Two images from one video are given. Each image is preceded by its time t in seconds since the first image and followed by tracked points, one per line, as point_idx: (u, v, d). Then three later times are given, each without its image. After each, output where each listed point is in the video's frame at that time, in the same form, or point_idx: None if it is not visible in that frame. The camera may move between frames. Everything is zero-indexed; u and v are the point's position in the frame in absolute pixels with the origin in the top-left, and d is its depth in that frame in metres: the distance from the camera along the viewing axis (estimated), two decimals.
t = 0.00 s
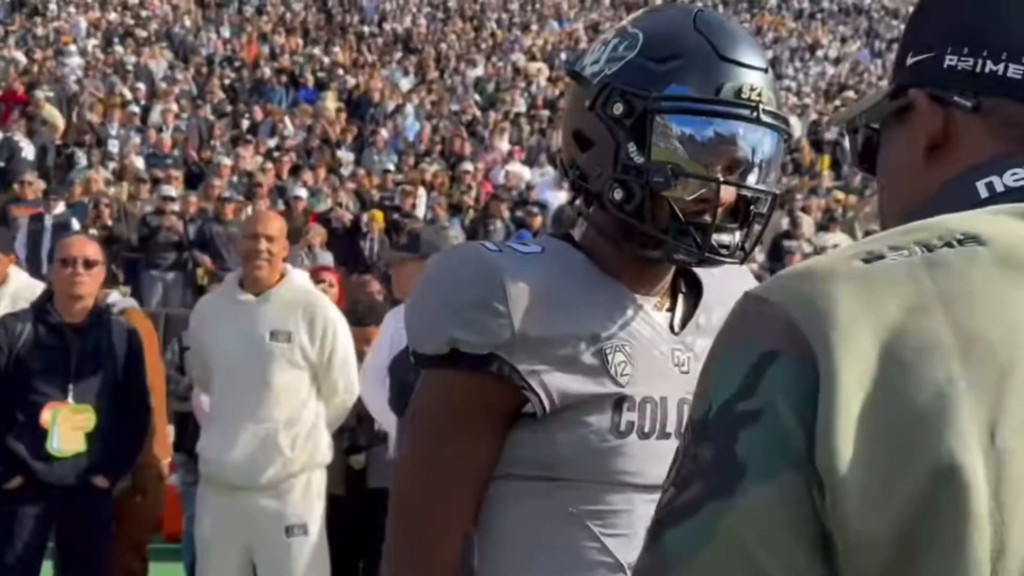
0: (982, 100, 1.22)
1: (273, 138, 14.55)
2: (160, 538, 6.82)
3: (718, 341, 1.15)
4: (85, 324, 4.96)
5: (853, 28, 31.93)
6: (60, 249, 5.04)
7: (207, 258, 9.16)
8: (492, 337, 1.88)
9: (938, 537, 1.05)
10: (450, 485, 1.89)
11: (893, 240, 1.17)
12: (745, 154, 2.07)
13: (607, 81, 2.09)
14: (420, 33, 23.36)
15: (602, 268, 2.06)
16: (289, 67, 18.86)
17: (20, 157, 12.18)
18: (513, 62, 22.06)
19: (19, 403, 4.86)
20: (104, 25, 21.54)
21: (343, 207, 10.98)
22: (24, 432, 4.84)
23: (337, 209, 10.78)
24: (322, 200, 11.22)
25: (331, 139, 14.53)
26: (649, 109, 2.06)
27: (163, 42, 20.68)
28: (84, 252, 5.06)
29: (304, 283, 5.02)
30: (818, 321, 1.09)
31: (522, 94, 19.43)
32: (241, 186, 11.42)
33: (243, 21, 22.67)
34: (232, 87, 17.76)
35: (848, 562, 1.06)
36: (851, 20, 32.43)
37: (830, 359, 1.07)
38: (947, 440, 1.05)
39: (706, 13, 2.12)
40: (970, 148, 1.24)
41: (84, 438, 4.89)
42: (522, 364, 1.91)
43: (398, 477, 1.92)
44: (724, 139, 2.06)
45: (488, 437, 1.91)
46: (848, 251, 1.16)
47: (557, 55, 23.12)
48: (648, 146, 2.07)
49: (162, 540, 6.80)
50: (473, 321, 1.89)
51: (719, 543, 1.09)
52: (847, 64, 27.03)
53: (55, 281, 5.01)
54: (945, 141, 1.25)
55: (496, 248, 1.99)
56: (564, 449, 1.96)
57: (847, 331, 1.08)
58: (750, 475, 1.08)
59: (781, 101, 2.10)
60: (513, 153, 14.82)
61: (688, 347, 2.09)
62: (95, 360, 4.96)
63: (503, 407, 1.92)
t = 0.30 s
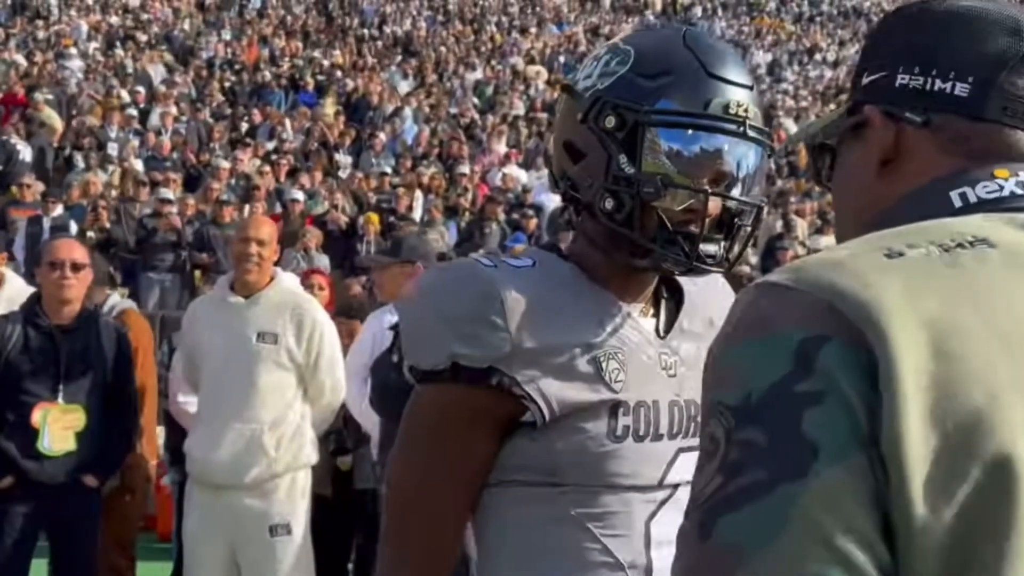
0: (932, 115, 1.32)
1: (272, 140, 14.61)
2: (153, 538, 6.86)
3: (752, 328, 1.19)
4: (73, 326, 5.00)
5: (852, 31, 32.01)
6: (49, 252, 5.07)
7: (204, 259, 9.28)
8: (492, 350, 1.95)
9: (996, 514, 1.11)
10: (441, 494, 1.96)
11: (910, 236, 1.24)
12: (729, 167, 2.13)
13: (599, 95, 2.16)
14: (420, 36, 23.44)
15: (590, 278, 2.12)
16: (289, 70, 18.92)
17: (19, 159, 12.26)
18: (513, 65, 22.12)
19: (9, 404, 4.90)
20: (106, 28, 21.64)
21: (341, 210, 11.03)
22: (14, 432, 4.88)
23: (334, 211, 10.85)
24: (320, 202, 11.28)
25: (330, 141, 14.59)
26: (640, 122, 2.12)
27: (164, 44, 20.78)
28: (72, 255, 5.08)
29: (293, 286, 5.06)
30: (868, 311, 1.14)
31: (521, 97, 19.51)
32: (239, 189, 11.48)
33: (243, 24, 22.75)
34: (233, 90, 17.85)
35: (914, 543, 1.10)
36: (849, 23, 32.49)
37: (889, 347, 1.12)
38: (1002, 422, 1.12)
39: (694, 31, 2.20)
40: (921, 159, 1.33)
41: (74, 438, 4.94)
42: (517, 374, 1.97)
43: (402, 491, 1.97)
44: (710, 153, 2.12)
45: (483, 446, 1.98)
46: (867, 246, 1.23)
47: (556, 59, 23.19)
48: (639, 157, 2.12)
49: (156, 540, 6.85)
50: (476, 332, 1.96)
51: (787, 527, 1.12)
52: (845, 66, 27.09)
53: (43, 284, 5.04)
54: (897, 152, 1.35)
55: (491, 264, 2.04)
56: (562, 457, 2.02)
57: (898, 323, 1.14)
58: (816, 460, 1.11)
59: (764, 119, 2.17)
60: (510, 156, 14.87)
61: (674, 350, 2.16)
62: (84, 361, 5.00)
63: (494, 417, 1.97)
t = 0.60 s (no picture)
0: (903, 117, 1.41)
1: (265, 141, 14.61)
2: (144, 535, 6.88)
3: (763, 320, 1.26)
4: (66, 326, 5.03)
5: (843, 32, 32.13)
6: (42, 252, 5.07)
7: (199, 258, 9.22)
8: (480, 346, 2.03)
9: (988, 497, 1.21)
10: (437, 484, 2.08)
11: (904, 234, 1.33)
12: (720, 168, 2.16)
13: (596, 95, 2.20)
14: (413, 35, 23.43)
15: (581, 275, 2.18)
16: (282, 70, 18.91)
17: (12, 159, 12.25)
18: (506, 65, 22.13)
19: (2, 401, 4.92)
20: (98, 28, 21.60)
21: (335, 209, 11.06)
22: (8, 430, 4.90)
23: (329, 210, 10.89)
24: (313, 202, 11.31)
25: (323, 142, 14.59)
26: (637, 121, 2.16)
27: (157, 44, 20.74)
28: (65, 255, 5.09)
29: (287, 287, 5.08)
30: (876, 308, 1.23)
31: (514, 97, 19.55)
32: (232, 189, 11.50)
33: (237, 24, 22.72)
34: (226, 90, 17.84)
35: (919, 523, 1.20)
36: (841, 25, 32.60)
37: (898, 342, 1.21)
38: (999, 412, 1.21)
39: (693, 39, 2.25)
40: (890, 159, 1.43)
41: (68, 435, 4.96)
42: (505, 369, 2.04)
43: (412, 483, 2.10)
44: (701, 156, 2.15)
45: (482, 437, 2.07)
46: (866, 243, 1.32)
47: (549, 60, 23.22)
48: (633, 155, 2.16)
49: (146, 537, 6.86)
50: (473, 329, 2.04)
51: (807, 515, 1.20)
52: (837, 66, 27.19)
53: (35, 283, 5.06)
54: (867, 152, 1.45)
55: (478, 266, 2.14)
56: (551, 445, 2.09)
57: (907, 318, 1.23)
58: (833, 449, 1.19)
59: (756, 126, 2.21)
60: (503, 156, 14.92)
61: (667, 343, 2.22)
62: (76, 361, 5.03)
63: (488, 410, 2.06)
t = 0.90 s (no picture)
0: (888, 119, 1.48)
1: (255, 140, 14.60)
2: (138, 533, 6.89)
3: (729, 329, 1.32)
4: (62, 325, 5.05)
5: (830, 32, 32.33)
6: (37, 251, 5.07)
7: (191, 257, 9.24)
8: (485, 346, 2.11)
9: (931, 508, 1.26)
10: (455, 481, 2.15)
11: (872, 245, 1.37)
12: (719, 179, 2.21)
13: (598, 110, 2.25)
14: (403, 34, 23.43)
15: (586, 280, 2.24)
16: (271, 70, 18.89)
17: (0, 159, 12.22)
18: (495, 65, 22.16)
19: None
20: (87, 27, 21.53)
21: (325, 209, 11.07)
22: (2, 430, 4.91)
23: (319, 210, 10.91)
24: (303, 202, 11.33)
25: (313, 141, 14.59)
26: (636, 135, 2.19)
27: (145, 43, 20.67)
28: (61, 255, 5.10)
29: (283, 287, 5.09)
30: (832, 322, 1.28)
31: (503, 97, 19.61)
32: (223, 189, 11.50)
33: (226, 23, 22.68)
34: (215, 90, 17.82)
35: (861, 530, 1.25)
36: (828, 25, 32.82)
37: (850, 357, 1.26)
38: (945, 427, 1.26)
39: (693, 53, 2.28)
40: (878, 163, 1.49)
41: (63, 434, 4.98)
42: (509, 369, 2.12)
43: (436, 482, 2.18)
44: (702, 165, 2.20)
45: (497, 433, 2.15)
46: (835, 253, 1.36)
47: (537, 61, 23.29)
48: (633, 168, 2.20)
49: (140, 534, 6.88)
50: (476, 331, 2.12)
51: (747, 518, 1.26)
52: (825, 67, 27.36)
53: (31, 283, 5.07)
54: (854, 153, 1.51)
55: (488, 272, 2.22)
56: (557, 440, 2.16)
57: (862, 331, 1.27)
58: (778, 460, 1.25)
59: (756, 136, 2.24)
60: (492, 156, 14.95)
61: (670, 343, 2.26)
62: (72, 360, 5.05)
63: (500, 407, 2.15)
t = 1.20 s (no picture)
0: (862, 126, 1.57)
1: (233, 138, 14.51)
2: (122, 533, 6.86)
3: (697, 323, 1.43)
4: (48, 324, 5.00)
5: (806, 32, 32.57)
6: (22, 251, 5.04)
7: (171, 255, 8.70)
8: (497, 345, 2.15)
9: (868, 487, 1.36)
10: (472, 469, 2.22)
11: (833, 245, 1.47)
12: (719, 181, 2.27)
13: (599, 124, 2.31)
14: (381, 32, 23.36)
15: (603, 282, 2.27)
16: (249, 67, 18.79)
17: None
18: (474, 63, 22.15)
19: None
20: (62, 24, 21.31)
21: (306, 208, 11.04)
22: None
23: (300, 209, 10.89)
24: (284, 200, 11.29)
25: (292, 139, 14.52)
26: (633, 147, 2.25)
27: (121, 41, 20.48)
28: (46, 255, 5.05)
29: (272, 286, 5.08)
30: (782, 314, 1.38)
31: (482, 96, 19.62)
32: (201, 188, 11.43)
33: (203, 20, 22.50)
34: (192, 88, 17.70)
35: (802, 509, 1.36)
36: (804, 24, 33.06)
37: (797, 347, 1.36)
38: (884, 412, 1.36)
39: (686, 62, 2.33)
40: (856, 168, 1.58)
41: (49, 433, 4.93)
42: (520, 369, 2.17)
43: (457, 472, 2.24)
44: (702, 171, 2.26)
45: (513, 426, 2.20)
46: (799, 253, 1.46)
47: (516, 60, 23.30)
48: (633, 177, 2.26)
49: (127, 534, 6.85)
50: (490, 331, 2.16)
51: (696, 492, 1.37)
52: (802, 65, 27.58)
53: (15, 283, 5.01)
54: (835, 158, 1.60)
55: (503, 274, 2.25)
56: (567, 434, 2.18)
57: (809, 324, 1.37)
58: (725, 442, 1.36)
59: (752, 139, 2.29)
60: (473, 154, 14.96)
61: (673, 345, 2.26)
62: (57, 359, 5.01)
63: (514, 402, 2.19)
